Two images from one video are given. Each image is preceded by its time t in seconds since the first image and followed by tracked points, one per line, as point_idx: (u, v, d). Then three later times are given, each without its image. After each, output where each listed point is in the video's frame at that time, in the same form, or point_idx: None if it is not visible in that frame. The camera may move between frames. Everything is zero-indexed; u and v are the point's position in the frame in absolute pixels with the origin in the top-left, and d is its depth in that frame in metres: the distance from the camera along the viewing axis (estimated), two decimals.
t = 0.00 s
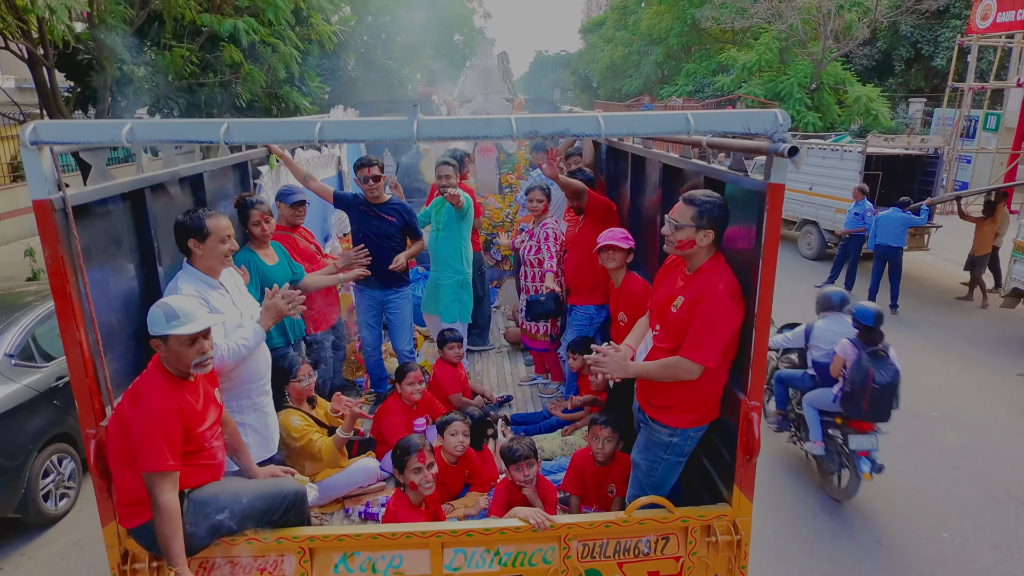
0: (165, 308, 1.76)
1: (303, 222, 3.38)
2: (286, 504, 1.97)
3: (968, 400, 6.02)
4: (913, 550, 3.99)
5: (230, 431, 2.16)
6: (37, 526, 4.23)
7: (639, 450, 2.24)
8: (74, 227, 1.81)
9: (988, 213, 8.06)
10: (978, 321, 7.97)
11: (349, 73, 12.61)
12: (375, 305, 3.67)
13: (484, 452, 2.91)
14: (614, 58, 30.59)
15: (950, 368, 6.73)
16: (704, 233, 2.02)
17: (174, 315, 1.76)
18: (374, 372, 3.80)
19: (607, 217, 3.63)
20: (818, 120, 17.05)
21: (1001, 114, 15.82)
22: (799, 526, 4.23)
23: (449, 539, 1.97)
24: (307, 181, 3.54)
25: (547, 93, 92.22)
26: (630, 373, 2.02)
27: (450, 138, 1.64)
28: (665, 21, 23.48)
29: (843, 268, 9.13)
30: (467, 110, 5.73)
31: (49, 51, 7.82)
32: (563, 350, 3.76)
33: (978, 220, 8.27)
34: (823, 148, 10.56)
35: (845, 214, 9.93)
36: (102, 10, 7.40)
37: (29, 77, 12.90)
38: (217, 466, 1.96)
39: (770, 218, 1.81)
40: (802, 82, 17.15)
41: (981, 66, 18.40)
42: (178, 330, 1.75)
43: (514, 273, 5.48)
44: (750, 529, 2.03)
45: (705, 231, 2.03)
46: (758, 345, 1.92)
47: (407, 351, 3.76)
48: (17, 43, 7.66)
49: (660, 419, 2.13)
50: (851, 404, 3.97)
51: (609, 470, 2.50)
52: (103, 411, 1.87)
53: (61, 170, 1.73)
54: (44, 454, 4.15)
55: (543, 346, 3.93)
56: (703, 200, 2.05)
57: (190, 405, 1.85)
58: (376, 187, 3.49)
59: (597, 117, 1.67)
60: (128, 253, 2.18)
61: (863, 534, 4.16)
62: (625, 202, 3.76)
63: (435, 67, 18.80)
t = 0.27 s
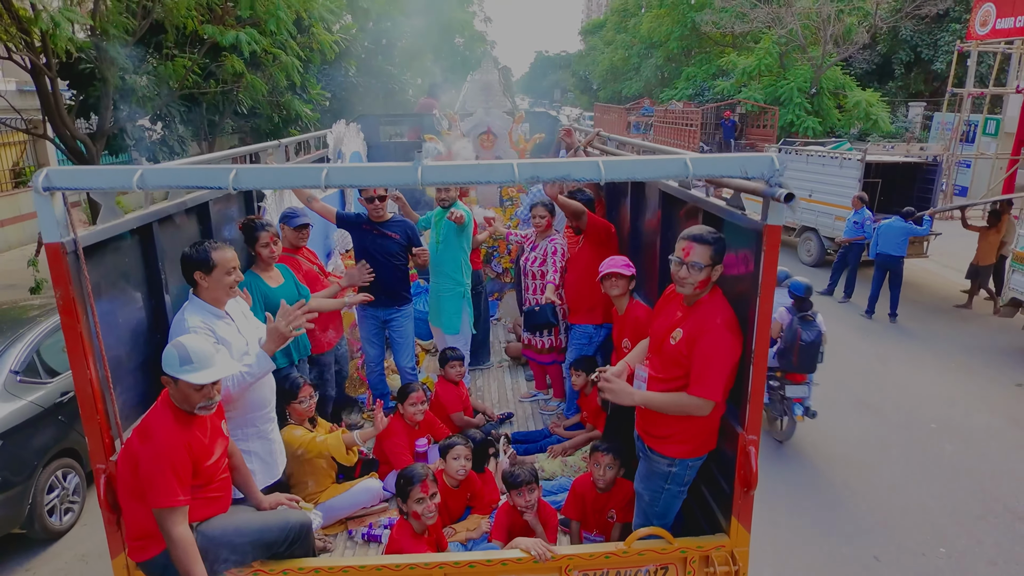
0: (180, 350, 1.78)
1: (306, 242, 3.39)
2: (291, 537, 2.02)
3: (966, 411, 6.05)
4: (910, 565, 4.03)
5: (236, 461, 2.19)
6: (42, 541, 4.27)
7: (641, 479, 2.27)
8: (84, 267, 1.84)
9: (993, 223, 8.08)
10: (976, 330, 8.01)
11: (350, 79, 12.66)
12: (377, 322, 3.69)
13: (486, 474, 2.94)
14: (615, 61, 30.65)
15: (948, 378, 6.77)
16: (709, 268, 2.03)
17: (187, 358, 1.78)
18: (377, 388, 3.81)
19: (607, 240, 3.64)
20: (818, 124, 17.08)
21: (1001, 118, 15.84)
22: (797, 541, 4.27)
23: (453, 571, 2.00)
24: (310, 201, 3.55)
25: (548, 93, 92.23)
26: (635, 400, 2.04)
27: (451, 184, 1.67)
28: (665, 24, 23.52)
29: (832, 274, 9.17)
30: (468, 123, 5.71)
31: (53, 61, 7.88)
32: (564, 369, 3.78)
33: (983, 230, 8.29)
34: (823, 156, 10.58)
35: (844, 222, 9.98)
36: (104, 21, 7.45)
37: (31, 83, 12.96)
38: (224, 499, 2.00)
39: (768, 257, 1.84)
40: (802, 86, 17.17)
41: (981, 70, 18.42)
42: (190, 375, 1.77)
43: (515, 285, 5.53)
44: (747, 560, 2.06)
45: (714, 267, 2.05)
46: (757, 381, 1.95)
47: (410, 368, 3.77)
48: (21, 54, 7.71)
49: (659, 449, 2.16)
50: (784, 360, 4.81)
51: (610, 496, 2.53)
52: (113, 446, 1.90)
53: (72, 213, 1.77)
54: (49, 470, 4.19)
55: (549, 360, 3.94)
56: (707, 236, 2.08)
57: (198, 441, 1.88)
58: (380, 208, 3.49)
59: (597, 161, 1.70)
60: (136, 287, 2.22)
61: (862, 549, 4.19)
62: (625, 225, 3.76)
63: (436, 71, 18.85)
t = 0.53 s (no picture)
0: (189, 392, 1.83)
1: (308, 263, 3.41)
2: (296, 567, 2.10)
3: (965, 422, 6.08)
4: None
5: (241, 492, 2.22)
6: (47, 555, 4.30)
7: (644, 511, 2.31)
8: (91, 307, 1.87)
9: (999, 234, 8.12)
10: (975, 338, 8.04)
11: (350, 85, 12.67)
12: (379, 341, 3.69)
13: (487, 497, 2.97)
14: (615, 64, 30.72)
15: (948, 388, 6.80)
16: (705, 308, 2.07)
17: (196, 401, 1.83)
18: (378, 407, 3.84)
19: (606, 259, 3.68)
20: (818, 129, 17.10)
21: (1001, 123, 15.86)
22: (797, 557, 4.31)
23: None
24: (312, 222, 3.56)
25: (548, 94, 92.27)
26: (661, 469, 2.12)
27: (453, 229, 1.69)
28: (665, 28, 23.57)
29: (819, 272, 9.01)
30: (469, 137, 5.76)
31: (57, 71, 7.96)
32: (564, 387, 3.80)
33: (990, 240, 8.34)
34: (822, 164, 10.60)
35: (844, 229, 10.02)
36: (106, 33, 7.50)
37: (33, 89, 13.01)
38: (228, 531, 2.04)
39: (765, 296, 1.88)
40: (802, 91, 17.20)
41: (981, 74, 18.43)
42: (198, 417, 1.82)
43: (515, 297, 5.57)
44: None
45: (710, 306, 2.10)
46: (755, 417, 1.98)
47: (411, 386, 3.79)
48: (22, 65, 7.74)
49: (660, 482, 2.19)
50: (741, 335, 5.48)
51: (611, 522, 2.56)
52: (119, 482, 1.93)
53: (80, 255, 1.79)
54: (53, 486, 4.22)
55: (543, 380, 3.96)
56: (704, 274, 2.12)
57: (203, 477, 1.91)
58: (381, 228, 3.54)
59: (596, 206, 1.73)
60: (140, 320, 2.24)
61: (861, 565, 4.23)
62: (625, 241, 3.79)
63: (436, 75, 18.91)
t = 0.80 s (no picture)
0: (194, 430, 1.86)
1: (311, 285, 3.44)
2: None
3: (964, 434, 6.11)
4: None
5: (246, 523, 2.25)
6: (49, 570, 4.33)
7: (643, 541, 2.34)
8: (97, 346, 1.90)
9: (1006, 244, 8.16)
10: (974, 348, 8.07)
11: (352, 91, 12.72)
12: (380, 362, 3.73)
13: (488, 520, 3.01)
14: (615, 66, 30.77)
15: (947, 399, 6.83)
16: (702, 344, 2.10)
17: (201, 440, 1.85)
18: (379, 427, 3.86)
19: (607, 279, 3.70)
20: (817, 133, 17.14)
21: (1000, 128, 15.91)
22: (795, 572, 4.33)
23: None
24: (314, 243, 3.59)
25: (548, 94, 92.34)
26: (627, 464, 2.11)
27: (454, 274, 1.72)
28: (665, 31, 23.61)
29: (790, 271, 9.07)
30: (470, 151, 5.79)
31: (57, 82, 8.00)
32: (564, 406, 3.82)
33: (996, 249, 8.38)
34: (821, 171, 10.63)
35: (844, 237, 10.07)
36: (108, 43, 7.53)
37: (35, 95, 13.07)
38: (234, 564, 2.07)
39: (762, 336, 1.91)
40: (801, 96, 17.25)
41: (981, 78, 18.46)
42: (204, 455, 1.84)
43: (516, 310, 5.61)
44: None
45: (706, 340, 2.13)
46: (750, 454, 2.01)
47: (412, 406, 3.83)
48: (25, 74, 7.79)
49: (659, 514, 2.23)
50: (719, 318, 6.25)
51: (609, 550, 2.59)
52: (125, 517, 1.96)
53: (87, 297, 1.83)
54: (56, 501, 4.25)
55: (544, 399, 4.02)
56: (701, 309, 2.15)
57: (208, 511, 1.94)
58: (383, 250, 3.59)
59: (595, 249, 1.76)
60: (146, 353, 2.27)
61: None
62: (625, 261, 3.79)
63: (436, 79, 18.94)
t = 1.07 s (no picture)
0: (194, 462, 1.88)
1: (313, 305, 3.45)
2: None
3: (963, 445, 6.13)
4: None
5: (249, 550, 2.27)
6: None
7: (639, 567, 2.37)
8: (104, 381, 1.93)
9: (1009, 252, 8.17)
10: (973, 356, 8.09)
11: (352, 98, 12.76)
12: (381, 379, 3.75)
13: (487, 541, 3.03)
14: (615, 69, 30.83)
15: (945, 409, 6.85)
16: (696, 379, 2.13)
17: (199, 471, 1.88)
18: (380, 441, 3.88)
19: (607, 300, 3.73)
20: (817, 138, 17.17)
21: (1000, 133, 15.93)
22: None
23: None
24: (316, 263, 3.64)
25: (549, 95, 92.41)
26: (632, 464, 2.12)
27: (458, 314, 1.76)
28: (665, 34, 23.66)
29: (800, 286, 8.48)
30: (470, 164, 5.82)
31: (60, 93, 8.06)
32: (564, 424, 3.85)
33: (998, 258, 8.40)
34: (821, 179, 10.66)
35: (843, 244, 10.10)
36: (109, 54, 7.56)
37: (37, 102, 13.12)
38: None
39: (758, 374, 1.95)
40: (801, 100, 17.29)
41: (981, 82, 18.48)
42: (201, 486, 1.87)
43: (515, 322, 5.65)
44: None
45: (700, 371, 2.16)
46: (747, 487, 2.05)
47: (412, 422, 3.84)
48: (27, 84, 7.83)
49: (656, 542, 2.26)
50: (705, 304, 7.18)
51: None
52: (130, 549, 1.99)
53: (94, 337, 1.85)
54: (59, 516, 4.27)
55: (546, 416, 4.02)
56: (694, 341, 2.17)
57: (213, 543, 1.97)
58: (382, 268, 3.56)
59: (594, 290, 1.79)
60: (149, 383, 2.30)
61: None
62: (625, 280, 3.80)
63: (437, 83, 18.99)
